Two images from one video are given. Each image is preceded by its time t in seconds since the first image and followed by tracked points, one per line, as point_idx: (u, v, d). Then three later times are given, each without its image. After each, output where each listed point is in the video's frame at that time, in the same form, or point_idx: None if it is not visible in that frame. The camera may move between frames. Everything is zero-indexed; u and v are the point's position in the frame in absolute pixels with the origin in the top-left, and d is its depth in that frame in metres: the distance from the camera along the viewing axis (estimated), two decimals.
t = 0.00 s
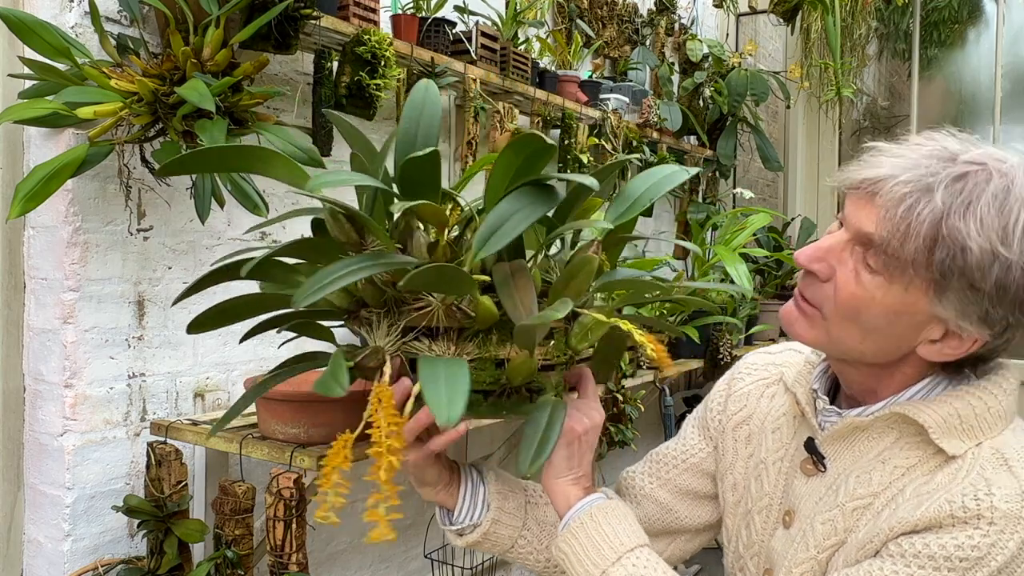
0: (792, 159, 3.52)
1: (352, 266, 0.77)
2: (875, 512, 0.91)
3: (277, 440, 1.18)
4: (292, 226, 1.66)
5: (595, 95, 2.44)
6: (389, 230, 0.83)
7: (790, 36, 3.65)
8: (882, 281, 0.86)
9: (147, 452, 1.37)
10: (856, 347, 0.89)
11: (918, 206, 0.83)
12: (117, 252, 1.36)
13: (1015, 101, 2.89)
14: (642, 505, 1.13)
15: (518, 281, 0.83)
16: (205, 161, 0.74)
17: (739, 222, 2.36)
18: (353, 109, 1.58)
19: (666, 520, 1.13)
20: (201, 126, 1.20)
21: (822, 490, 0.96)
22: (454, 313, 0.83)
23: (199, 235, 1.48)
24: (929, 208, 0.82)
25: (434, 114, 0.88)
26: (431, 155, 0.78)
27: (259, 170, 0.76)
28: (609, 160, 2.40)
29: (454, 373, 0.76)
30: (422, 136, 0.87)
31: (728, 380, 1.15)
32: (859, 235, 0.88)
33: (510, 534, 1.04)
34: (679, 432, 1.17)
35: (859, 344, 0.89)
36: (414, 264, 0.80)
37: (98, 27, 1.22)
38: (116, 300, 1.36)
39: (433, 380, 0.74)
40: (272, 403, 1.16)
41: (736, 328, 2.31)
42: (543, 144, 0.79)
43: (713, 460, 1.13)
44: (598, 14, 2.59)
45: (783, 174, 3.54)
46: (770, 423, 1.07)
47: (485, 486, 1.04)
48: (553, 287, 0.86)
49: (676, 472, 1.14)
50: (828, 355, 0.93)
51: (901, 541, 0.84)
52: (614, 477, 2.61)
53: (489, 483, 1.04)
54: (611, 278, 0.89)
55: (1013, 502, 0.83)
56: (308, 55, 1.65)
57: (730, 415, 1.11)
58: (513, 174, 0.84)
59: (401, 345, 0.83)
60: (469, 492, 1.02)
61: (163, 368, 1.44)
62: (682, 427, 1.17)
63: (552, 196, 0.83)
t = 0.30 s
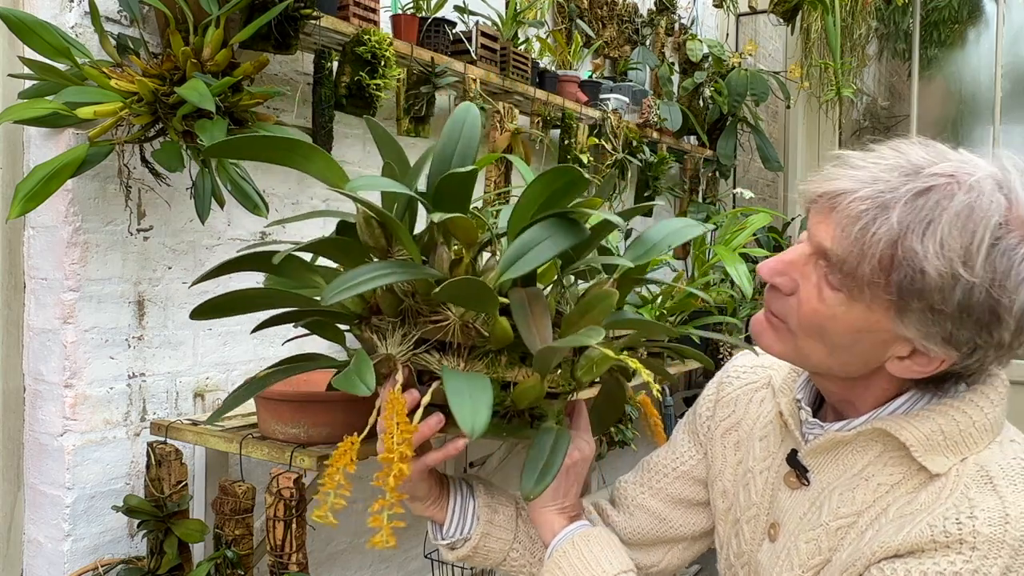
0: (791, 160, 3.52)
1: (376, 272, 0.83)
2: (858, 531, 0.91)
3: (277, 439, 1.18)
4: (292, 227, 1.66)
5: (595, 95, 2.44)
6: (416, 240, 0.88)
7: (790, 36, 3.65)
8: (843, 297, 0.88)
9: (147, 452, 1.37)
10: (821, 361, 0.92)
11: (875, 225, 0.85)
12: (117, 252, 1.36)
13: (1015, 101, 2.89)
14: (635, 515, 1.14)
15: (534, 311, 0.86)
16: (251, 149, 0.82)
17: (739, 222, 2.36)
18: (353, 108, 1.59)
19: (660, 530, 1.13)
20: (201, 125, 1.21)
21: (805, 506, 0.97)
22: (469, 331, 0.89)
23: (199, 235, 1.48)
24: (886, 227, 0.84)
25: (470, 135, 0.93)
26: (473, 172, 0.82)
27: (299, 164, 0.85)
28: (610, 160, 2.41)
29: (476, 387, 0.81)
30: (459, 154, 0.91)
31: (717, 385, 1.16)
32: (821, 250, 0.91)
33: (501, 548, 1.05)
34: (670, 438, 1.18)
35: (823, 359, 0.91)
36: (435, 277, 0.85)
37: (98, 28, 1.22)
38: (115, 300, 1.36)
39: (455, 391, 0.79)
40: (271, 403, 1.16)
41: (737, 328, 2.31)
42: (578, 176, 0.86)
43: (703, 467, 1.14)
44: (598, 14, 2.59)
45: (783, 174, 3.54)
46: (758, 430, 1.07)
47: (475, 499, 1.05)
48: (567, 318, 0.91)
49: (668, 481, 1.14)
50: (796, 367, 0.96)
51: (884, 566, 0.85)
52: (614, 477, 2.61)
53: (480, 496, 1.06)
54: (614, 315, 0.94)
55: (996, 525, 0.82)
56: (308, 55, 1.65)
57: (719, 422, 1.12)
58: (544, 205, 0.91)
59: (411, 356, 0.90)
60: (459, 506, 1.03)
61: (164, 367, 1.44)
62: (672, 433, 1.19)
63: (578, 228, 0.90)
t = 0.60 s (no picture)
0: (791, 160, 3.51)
1: (380, 283, 0.83)
2: (845, 534, 0.92)
3: (277, 439, 1.18)
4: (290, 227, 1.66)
5: (595, 95, 2.44)
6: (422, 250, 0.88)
7: (790, 36, 3.65)
8: (818, 293, 0.88)
9: (147, 452, 1.37)
10: (798, 358, 0.92)
11: (846, 219, 0.86)
12: (117, 252, 1.36)
13: (1015, 101, 2.89)
14: (626, 519, 1.13)
15: (536, 329, 0.87)
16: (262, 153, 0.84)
17: (738, 222, 2.36)
18: (353, 108, 1.59)
19: (652, 534, 1.13)
20: (201, 126, 1.21)
21: (791, 509, 0.96)
22: (470, 346, 0.89)
23: (199, 235, 1.48)
24: (856, 221, 0.85)
25: (484, 151, 0.92)
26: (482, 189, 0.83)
27: (310, 170, 0.87)
28: (609, 160, 2.41)
29: (473, 408, 0.82)
30: (471, 170, 0.91)
31: (705, 388, 1.16)
32: (794, 246, 0.92)
33: (493, 554, 1.05)
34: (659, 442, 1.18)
35: (801, 357, 0.92)
36: (441, 291, 0.86)
37: (98, 27, 1.22)
38: (116, 300, 1.36)
39: (451, 413, 0.80)
40: (271, 403, 1.16)
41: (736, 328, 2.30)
42: (588, 199, 0.85)
43: (693, 470, 1.14)
44: (598, 14, 2.59)
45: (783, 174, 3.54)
46: (745, 434, 1.08)
47: (467, 504, 1.05)
48: (568, 336, 0.92)
49: (658, 484, 1.14)
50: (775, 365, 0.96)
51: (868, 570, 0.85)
52: (614, 477, 2.61)
53: (473, 501, 1.06)
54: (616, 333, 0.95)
55: (979, 524, 0.82)
56: (308, 55, 1.65)
57: (707, 425, 1.13)
58: (553, 224, 0.91)
59: (411, 366, 0.90)
60: (452, 510, 1.03)
61: (163, 367, 1.44)
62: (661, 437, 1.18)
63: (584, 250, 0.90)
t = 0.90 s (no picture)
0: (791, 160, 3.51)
1: (385, 282, 0.83)
2: (841, 535, 0.91)
3: (277, 439, 1.18)
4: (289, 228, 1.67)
5: (595, 95, 2.44)
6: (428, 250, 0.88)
7: (790, 36, 3.65)
8: (811, 294, 0.88)
9: (147, 452, 1.37)
10: (792, 359, 0.91)
11: (839, 219, 0.86)
12: (117, 252, 1.36)
13: (1015, 101, 2.89)
14: (623, 522, 1.14)
15: (539, 334, 0.87)
16: (270, 149, 0.85)
17: (738, 222, 2.36)
18: (352, 108, 1.59)
19: (649, 537, 1.13)
20: (201, 125, 1.21)
21: (787, 510, 0.96)
22: (474, 348, 0.89)
23: (199, 235, 1.48)
24: (849, 221, 0.85)
25: (492, 154, 0.92)
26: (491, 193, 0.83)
27: (321, 167, 0.88)
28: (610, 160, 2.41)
29: (479, 406, 0.83)
30: (478, 172, 0.90)
31: (700, 390, 1.17)
32: (786, 247, 0.91)
33: (491, 557, 1.05)
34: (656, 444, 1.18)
35: (795, 357, 0.91)
36: (445, 291, 0.86)
37: (99, 27, 1.22)
38: (116, 300, 1.36)
39: (459, 410, 0.81)
40: (271, 403, 1.16)
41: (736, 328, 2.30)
42: (595, 205, 0.85)
43: (689, 473, 1.14)
44: (598, 14, 2.59)
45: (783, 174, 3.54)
46: (741, 436, 1.08)
47: (464, 508, 1.05)
48: (571, 342, 0.92)
49: (654, 487, 1.14)
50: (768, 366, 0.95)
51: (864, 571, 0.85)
52: (614, 476, 2.61)
53: (470, 504, 1.06)
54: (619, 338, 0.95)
55: (973, 524, 0.82)
56: (308, 55, 1.65)
57: (703, 427, 1.13)
58: (558, 230, 0.91)
59: (414, 367, 0.90)
60: (449, 514, 1.03)
61: (163, 368, 1.44)
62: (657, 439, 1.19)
63: (589, 256, 0.91)
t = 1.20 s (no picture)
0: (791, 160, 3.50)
1: (387, 286, 0.83)
2: (838, 536, 0.91)
3: (277, 439, 1.18)
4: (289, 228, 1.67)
5: (595, 95, 2.44)
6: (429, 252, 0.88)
7: (790, 36, 3.65)
8: (803, 295, 0.88)
9: (147, 452, 1.37)
10: (788, 360, 0.91)
11: (829, 221, 0.86)
12: (117, 252, 1.36)
13: (1015, 101, 2.89)
14: (623, 522, 1.13)
15: (541, 336, 0.87)
16: (271, 151, 0.84)
17: (738, 222, 2.36)
18: (352, 108, 1.59)
19: (649, 537, 1.13)
20: (201, 125, 1.21)
21: (786, 511, 0.96)
22: (475, 351, 0.89)
23: (199, 235, 1.48)
24: (839, 223, 0.85)
25: (492, 158, 0.92)
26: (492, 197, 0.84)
27: (322, 170, 0.87)
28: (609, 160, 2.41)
29: (481, 412, 0.82)
30: (479, 176, 0.90)
31: (700, 391, 1.17)
32: (778, 248, 0.91)
33: (491, 557, 1.05)
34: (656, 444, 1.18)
35: (789, 358, 0.91)
36: (446, 294, 0.85)
37: (99, 27, 1.22)
38: (116, 300, 1.36)
39: (463, 417, 0.80)
40: (271, 403, 1.16)
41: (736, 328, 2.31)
42: (596, 208, 0.86)
43: (689, 472, 1.14)
44: (598, 14, 2.59)
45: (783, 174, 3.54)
46: (741, 437, 1.08)
47: (464, 508, 1.05)
48: (572, 344, 0.92)
49: (655, 487, 1.14)
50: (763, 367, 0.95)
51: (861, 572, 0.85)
52: (614, 476, 2.61)
53: (470, 504, 1.06)
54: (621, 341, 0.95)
55: (970, 526, 0.82)
56: (308, 55, 1.65)
57: (703, 427, 1.13)
58: (558, 232, 0.90)
59: (415, 369, 0.91)
60: (449, 515, 1.03)
61: (163, 368, 1.44)
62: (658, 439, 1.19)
63: (591, 259, 0.91)
